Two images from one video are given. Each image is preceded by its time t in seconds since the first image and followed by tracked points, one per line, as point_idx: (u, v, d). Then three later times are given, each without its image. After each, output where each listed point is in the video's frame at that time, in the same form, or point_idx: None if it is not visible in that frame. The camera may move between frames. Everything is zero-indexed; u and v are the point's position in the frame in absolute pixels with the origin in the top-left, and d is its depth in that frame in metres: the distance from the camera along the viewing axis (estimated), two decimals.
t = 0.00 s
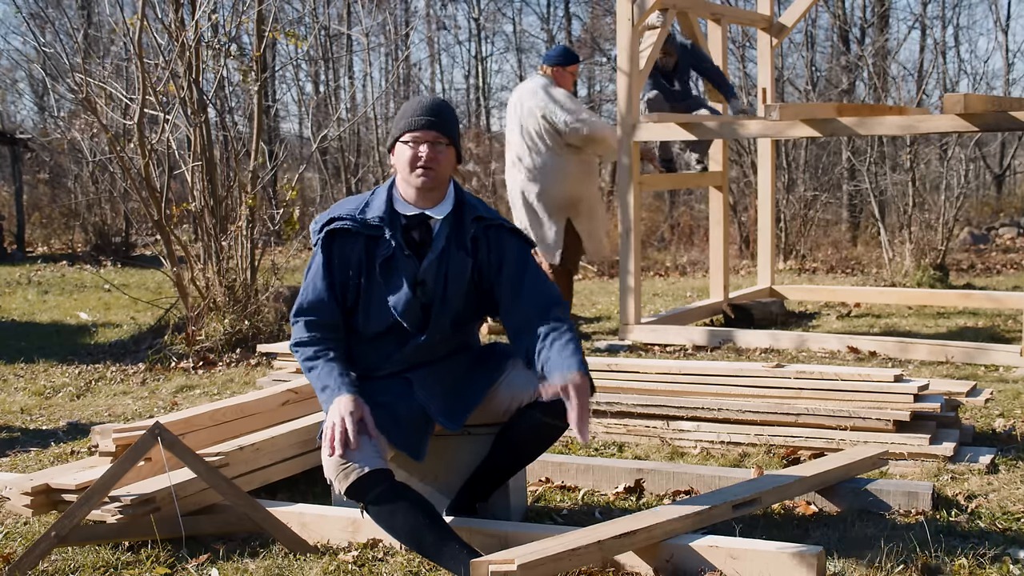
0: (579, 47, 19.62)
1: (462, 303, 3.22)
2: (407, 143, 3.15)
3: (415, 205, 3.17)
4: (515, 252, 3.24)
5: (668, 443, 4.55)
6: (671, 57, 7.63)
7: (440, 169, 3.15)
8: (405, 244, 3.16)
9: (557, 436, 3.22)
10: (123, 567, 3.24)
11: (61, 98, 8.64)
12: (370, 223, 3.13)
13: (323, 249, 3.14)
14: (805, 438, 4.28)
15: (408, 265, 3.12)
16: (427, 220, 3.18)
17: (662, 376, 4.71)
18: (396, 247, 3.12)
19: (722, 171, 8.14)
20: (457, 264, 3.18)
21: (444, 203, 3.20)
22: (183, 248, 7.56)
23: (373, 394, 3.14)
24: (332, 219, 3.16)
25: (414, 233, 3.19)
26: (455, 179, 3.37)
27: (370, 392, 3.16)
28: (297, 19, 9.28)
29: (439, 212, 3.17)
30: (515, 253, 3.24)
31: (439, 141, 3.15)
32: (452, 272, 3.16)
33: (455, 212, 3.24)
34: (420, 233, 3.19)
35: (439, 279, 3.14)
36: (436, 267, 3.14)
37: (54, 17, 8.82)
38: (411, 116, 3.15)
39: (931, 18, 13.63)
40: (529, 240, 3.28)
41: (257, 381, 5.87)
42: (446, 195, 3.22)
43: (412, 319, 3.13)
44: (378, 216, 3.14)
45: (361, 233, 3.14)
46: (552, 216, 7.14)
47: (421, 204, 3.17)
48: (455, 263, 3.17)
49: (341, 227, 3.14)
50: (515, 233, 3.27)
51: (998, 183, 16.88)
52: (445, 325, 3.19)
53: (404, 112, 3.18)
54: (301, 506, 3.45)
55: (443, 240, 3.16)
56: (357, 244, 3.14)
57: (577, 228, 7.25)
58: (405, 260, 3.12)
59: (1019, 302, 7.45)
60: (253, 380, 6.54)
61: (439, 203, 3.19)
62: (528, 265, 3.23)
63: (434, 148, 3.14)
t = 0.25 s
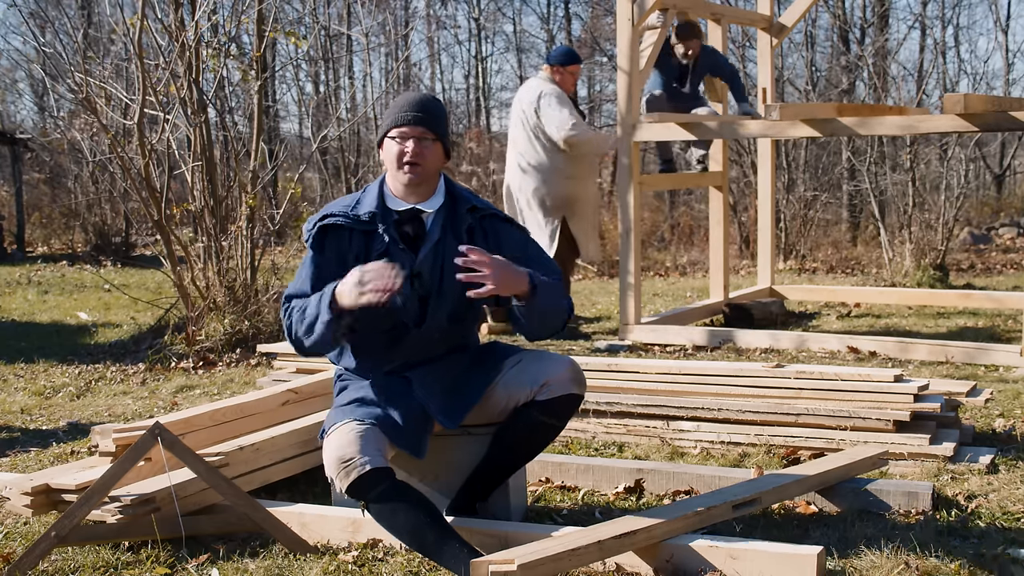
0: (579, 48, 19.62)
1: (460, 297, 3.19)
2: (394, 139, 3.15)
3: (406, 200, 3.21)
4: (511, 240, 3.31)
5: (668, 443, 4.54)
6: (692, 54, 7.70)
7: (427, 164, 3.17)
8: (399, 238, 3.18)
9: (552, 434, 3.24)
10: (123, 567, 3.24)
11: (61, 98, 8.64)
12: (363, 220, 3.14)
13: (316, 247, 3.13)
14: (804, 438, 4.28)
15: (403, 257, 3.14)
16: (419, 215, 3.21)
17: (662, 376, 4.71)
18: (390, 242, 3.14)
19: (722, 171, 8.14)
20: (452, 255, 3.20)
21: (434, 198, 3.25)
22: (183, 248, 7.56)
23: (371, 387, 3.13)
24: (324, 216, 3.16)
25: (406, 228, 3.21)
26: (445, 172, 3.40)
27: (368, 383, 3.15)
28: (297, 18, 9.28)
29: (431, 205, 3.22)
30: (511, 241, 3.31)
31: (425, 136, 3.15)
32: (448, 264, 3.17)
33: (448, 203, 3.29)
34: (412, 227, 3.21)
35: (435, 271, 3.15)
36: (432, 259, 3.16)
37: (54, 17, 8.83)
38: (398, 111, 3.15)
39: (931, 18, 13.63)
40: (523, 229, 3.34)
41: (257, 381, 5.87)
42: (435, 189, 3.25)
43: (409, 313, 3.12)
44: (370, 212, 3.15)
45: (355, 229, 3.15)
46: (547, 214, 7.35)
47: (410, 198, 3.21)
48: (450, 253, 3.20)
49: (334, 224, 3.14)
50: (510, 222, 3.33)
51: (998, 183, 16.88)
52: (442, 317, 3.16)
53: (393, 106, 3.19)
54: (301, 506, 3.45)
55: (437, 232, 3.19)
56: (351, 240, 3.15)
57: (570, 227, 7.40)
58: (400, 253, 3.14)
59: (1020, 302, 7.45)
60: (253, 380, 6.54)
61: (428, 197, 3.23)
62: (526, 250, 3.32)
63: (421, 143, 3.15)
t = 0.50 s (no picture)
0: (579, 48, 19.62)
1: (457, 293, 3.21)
2: (388, 134, 3.15)
3: (400, 196, 3.21)
4: (505, 237, 3.29)
5: (668, 443, 4.54)
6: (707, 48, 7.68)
7: (422, 159, 3.16)
8: (395, 235, 3.21)
9: (551, 433, 3.24)
10: (123, 567, 3.24)
11: (61, 98, 8.64)
12: (360, 217, 3.14)
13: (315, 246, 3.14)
14: (804, 438, 4.28)
15: (400, 255, 3.18)
16: (415, 210, 3.22)
17: (662, 376, 4.71)
18: (387, 239, 3.17)
19: (722, 171, 8.14)
20: (448, 251, 3.22)
21: (428, 193, 3.24)
22: (183, 248, 7.56)
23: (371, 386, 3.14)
24: (321, 215, 3.15)
25: (403, 224, 3.23)
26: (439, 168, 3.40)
27: (368, 382, 3.16)
28: (297, 18, 9.28)
29: (425, 201, 3.22)
30: (505, 237, 3.29)
31: (418, 130, 3.14)
32: (443, 259, 3.21)
33: (442, 198, 3.28)
34: (409, 224, 3.23)
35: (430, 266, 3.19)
36: (427, 255, 3.20)
37: (54, 17, 8.83)
38: (392, 106, 3.15)
39: (931, 18, 13.63)
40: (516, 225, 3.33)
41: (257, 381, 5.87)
42: (430, 184, 3.25)
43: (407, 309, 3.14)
44: (367, 210, 3.15)
45: (353, 228, 3.16)
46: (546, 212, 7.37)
47: (405, 194, 3.20)
48: (447, 247, 3.22)
49: (331, 222, 3.14)
50: (504, 219, 3.31)
51: (998, 183, 16.88)
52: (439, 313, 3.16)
53: (387, 100, 3.18)
54: (301, 505, 3.45)
55: (433, 227, 3.20)
56: (350, 238, 3.17)
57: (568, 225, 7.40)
58: (397, 250, 3.18)
59: (1019, 302, 7.45)
60: (253, 380, 6.54)
61: (423, 192, 3.23)
62: (520, 247, 3.29)
63: (414, 137, 3.14)
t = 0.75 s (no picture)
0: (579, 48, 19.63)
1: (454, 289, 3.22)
2: (381, 131, 3.16)
3: (397, 192, 3.21)
4: (502, 232, 3.30)
5: (668, 443, 4.55)
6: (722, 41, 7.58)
7: (416, 151, 3.18)
8: (393, 232, 3.20)
9: (551, 433, 3.23)
10: (123, 567, 3.24)
11: (61, 98, 8.64)
12: (356, 215, 3.14)
13: (313, 247, 3.14)
14: (804, 439, 4.28)
15: (398, 252, 3.18)
16: (412, 206, 3.22)
17: (662, 376, 4.71)
18: (384, 235, 3.16)
19: (722, 171, 8.14)
20: (446, 246, 3.22)
21: (424, 187, 3.24)
22: (183, 248, 7.56)
23: (372, 385, 3.13)
24: (318, 215, 3.15)
25: (401, 220, 3.21)
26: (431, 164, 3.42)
27: (368, 381, 3.16)
28: (297, 18, 9.29)
29: (422, 196, 3.22)
30: (502, 233, 3.30)
31: (410, 123, 3.17)
32: (442, 255, 3.21)
33: (438, 193, 3.28)
34: (406, 220, 3.22)
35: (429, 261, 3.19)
36: (426, 250, 3.19)
37: (55, 17, 8.83)
38: (382, 103, 3.17)
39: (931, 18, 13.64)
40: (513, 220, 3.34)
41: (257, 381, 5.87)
42: (425, 179, 3.26)
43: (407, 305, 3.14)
44: (363, 207, 3.15)
45: (351, 227, 3.15)
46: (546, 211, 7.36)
47: (401, 190, 3.21)
48: (445, 243, 3.22)
49: (328, 222, 3.14)
50: (500, 214, 3.32)
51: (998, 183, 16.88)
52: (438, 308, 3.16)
53: (377, 99, 3.21)
54: (301, 506, 3.45)
55: (431, 223, 3.20)
56: (347, 237, 3.16)
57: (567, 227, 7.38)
58: (394, 247, 3.18)
59: (1019, 302, 7.45)
60: (253, 381, 6.54)
61: (420, 187, 3.24)
62: (517, 243, 3.30)
63: (407, 131, 3.16)
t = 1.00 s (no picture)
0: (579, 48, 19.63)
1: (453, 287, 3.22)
2: (371, 131, 3.16)
3: (392, 190, 3.23)
4: (501, 230, 3.30)
5: (668, 443, 4.54)
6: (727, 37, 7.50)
7: (408, 148, 3.17)
8: (390, 228, 3.21)
9: (549, 433, 3.22)
10: (123, 567, 3.24)
11: (61, 98, 8.63)
12: (354, 213, 3.15)
13: (311, 246, 3.15)
14: (804, 438, 4.28)
15: (396, 248, 3.17)
16: (409, 203, 3.23)
17: (662, 376, 4.71)
18: (381, 231, 3.17)
19: (722, 171, 8.14)
20: (445, 242, 3.22)
21: (421, 183, 3.25)
22: (183, 249, 7.56)
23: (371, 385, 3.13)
24: (317, 215, 3.17)
25: (398, 218, 3.23)
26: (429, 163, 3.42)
27: (367, 381, 3.15)
28: (297, 18, 9.28)
29: (419, 193, 3.23)
30: (502, 230, 3.31)
31: (398, 119, 3.15)
32: (441, 251, 3.21)
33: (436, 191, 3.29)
34: (404, 217, 3.24)
35: (429, 257, 3.19)
36: (425, 246, 3.19)
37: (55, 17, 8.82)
38: (370, 104, 3.17)
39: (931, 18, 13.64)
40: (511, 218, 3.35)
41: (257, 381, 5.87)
42: (423, 176, 3.27)
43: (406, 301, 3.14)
44: (360, 205, 3.16)
45: (349, 225, 3.17)
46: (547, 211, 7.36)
47: (397, 187, 3.22)
48: (443, 240, 3.22)
49: (326, 221, 3.16)
50: (499, 212, 3.34)
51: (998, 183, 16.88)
52: (438, 304, 3.17)
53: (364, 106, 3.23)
54: (301, 506, 3.45)
55: (430, 220, 3.20)
56: (345, 235, 3.17)
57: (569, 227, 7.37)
58: (393, 243, 3.17)
59: (1019, 302, 7.45)
60: (253, 380, 6.54)
61: (416, 184, 3.24)
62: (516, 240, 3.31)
63: (395, 128, 3.15)
